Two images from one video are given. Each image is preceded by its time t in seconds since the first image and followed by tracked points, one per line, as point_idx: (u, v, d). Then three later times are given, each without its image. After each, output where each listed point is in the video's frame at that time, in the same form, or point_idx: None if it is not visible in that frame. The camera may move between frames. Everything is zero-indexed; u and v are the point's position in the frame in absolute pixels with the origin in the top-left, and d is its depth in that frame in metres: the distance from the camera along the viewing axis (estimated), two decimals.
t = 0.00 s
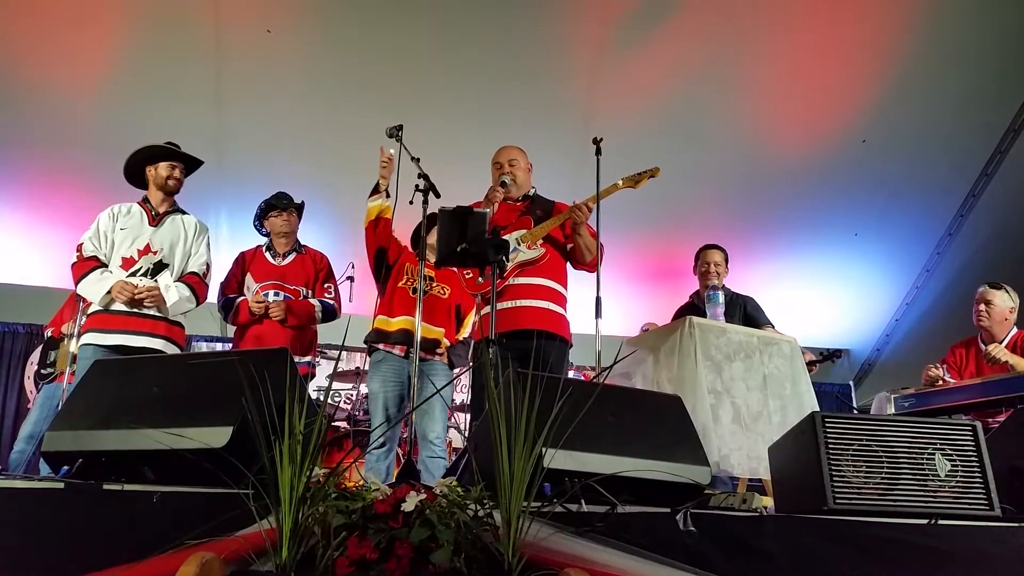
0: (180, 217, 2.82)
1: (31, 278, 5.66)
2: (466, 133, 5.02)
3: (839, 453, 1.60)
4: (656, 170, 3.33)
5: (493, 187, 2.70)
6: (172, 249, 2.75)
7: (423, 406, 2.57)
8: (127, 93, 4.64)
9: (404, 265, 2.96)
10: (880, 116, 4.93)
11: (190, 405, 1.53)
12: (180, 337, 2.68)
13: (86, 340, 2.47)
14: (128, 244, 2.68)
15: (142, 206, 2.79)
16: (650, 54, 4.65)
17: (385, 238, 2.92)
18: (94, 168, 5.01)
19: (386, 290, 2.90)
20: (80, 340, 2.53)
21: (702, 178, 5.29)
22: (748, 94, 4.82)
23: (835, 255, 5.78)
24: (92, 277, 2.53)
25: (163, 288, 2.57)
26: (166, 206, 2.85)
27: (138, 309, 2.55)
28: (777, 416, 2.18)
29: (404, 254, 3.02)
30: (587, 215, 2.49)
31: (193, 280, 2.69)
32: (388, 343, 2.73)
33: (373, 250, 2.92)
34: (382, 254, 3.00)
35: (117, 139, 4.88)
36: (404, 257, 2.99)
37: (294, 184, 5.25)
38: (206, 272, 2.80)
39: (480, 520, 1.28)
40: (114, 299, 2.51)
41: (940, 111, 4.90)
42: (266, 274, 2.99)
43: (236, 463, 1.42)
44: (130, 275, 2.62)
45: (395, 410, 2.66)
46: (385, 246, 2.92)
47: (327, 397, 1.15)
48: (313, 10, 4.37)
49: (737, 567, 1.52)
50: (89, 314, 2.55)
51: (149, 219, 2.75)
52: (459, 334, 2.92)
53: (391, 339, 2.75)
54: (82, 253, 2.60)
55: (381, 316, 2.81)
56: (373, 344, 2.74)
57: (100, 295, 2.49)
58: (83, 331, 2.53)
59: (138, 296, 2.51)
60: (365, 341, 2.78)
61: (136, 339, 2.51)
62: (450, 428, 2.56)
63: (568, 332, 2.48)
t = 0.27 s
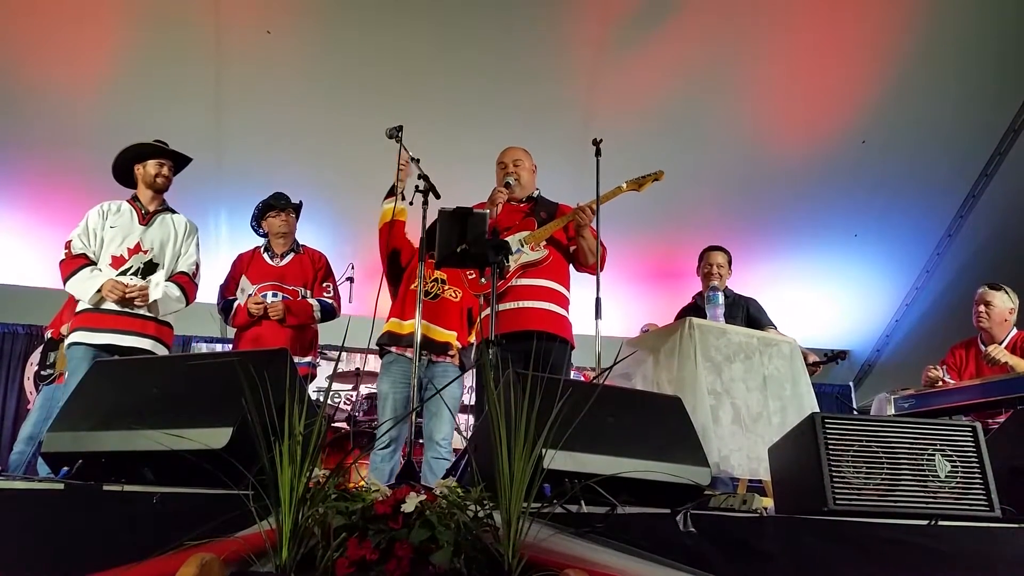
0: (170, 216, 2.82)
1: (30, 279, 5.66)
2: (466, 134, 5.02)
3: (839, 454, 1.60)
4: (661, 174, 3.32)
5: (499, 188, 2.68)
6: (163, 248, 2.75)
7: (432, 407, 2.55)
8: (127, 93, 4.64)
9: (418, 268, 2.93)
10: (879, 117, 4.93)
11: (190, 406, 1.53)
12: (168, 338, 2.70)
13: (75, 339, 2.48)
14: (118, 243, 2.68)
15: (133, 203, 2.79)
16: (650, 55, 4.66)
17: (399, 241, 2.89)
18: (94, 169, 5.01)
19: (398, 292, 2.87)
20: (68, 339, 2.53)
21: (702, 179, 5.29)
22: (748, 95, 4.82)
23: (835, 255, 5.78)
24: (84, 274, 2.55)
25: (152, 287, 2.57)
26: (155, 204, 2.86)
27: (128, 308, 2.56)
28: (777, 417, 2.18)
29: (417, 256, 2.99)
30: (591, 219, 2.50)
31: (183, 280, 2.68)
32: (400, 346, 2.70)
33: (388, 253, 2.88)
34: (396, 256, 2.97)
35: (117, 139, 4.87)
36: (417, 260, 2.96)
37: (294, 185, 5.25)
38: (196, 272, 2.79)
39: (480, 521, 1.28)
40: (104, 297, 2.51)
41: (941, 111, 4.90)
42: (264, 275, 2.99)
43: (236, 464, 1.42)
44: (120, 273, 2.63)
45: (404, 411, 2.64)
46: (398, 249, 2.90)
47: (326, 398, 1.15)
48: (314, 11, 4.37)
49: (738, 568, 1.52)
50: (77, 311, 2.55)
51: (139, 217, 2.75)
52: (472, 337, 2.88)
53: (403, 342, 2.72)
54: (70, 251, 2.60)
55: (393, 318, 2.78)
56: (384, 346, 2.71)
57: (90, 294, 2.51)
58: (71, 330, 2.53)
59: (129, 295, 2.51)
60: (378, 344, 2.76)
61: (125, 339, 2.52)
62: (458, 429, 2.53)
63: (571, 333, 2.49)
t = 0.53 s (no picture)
0: (161, 216, 2.83)
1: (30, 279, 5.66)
2: (466, 134, 5.02)
3: (839, 454, 1.60)
4: (665, 177, 3.33)
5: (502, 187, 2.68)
6: (153, 248, 2.76)
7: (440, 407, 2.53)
8: (126, 94, 4.64)
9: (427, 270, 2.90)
10: (879, 117, 4.93)
11: (190, 406, 1.53)
12: (159, 338, 2.71)
13: (65, 339, 2.48)
14: (109, 242, 2.68)
15: (123, 202, 2.78)
16: (650, 55, 4.66)
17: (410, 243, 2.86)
18: (94, 169, 5.01)
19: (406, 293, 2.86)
20: (56, 339, 2.53)
21: (703, 179, 5.29)
22: (748, 95, 4.82)
23: (836, 255, 5.78)
24: (74, 274, 2.54)
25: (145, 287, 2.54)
26: (146, 203, 2.86)
27: (121, 310, 2.57)
28: (778, 417, 2.18)
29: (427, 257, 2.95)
30: (594, 219, 2.55)
31: (174, 281, 2.70)
32: (409, 349, 2.68)
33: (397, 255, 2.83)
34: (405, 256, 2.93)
35: (117, 140, 4.88)
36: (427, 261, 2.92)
37: (294, 185, 5.24)
38: (186, 273, 2.81)
39: (480, 521, 1.28)
40: (96, 298, 2.51)
41: (941, 112, 4.90)
42: (264, 275, 2.99)
43: (236, 464, 1.42)
44: (112, 273, 2.63)
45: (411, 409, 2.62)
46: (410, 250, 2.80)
47: (326, 398, 1.15)
48: (314, 11, 4.37)
49: (738, 568, 1.52)
50: (66, 310, 2.55)
51: (130, 216, 2.74)
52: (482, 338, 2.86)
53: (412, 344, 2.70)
54: (61, 248, 2.59)
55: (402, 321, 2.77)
56: (395, 347, 2.70)
57: (82, 293, 2.50)
58: (60, 329, 2.53)
59: (121, 296, 2.51)
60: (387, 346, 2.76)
61: (116, 340, 2.53)
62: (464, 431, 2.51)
63: (572, 334, 2.49)
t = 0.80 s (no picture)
0: (155, 216, 2.82)
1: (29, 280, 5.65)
2: (466, 134, 5.02)
3: (839, 454, 1.60)
4: (664, 180, 3.34)
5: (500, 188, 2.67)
6: (147, 248, 2.76)
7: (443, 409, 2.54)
8: (127, 94, 4.64)
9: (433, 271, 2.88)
10: (879, 117, 4.94)
11: (190, 406, 1.53)
12: (152, 339, 2.71)
13: (60, 339, 2.48)
14: (103, 242, 2.68)
15: (116, 202, 2.78)
16: (650, 55, 4.66)
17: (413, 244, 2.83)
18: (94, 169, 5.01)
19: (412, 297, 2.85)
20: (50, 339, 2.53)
21: (703, 179, 5.29)
22: (747, 95, 4.82)
23: (836, 256, 5.77)
24: (69, 274, 2.54)
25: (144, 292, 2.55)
26: (139, 203, 2.85)
27: (116, 311, 2.57)
28: (778, 417, 2.18)
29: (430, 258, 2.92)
30: (593, 221, 2.57)
31: (167, 282, 2.68)
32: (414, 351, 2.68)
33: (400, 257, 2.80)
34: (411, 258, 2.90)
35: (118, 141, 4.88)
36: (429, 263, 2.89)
37: (294, 185, 5.24)
38: (179, 274, 2.79)
39: (480, 521, 1.28)
40: (91, 299, 2.52)
41: (941, 112, 4.91)
42: (264, 275, 2.99)
43: (237, 465, 1.42)
44: (106, 274, 2.63)
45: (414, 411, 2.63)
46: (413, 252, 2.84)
47: (327, 399, 1.15)
48: (314, 12, 4.38)
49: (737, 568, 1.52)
50: (60, 310, 2.54)
51: (124, 217, 2.74)
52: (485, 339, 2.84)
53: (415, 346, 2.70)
54: (54, 248, 2.58)
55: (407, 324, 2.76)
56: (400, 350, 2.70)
57: (77, 293, 2.51)
58: (54, 329, 2.52)
59: (117, 297, 2.51)
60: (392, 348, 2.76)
61: (112, 341, 2.53)
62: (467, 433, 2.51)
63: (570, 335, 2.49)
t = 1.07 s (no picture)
0: (154, 215, 2.82)
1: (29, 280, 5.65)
2: (466, 134, 5.02)
3: (839, 454, 1.60)
4: (663, 182, 3.35)
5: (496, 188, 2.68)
6: (147, 248, 2.76)
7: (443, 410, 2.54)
8: (127, 94, 4.65)
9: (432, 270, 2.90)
10: (880, 117, 4.93)
11: (190, 406, 1.53)
12: (153, 338, 2.71)
13: (62, 340, 2.48)
14: (103, 242, 2.68)
15: (115, 201, 2.78)
16: (650, 56, 4.66)
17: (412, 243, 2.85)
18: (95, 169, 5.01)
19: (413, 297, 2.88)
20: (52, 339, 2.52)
21: (703, 179, 5.29)
22: (747, 95, 4.82)
23: (837, 255, 5.77)
24: (69, 274, 2.55)
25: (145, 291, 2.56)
26: (138, 202, 2.85)
27: (117, 311, 2.57)
28: (779, 417, 2.19)
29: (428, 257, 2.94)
30: (591, 224, 2.55)
31: (168, 281, 2.69)
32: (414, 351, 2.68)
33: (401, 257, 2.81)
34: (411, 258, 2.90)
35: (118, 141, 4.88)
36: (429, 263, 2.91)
37: (295, 185, 5.24)
38: (179, 273, 2.79)
39: (480, 521, 1.28)
40: (92, 299, 2.52)
41: (941, 112, 4.90)
42: (262, 273, 2.98)
43: (237, 465, 1.42)
44: (106, 274, 2.63)
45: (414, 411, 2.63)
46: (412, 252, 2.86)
47: (327, 399, 1.15)
48: (314, 12, 4.38)
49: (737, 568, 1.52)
50: (61, 311, 2.55)
51: (123, 216, 2.75)
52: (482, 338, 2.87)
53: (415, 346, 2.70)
54: (54, 249, 2.59)
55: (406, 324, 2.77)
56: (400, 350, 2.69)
57: (77, 294, 2.52)
58: (56, 329, 2.52)
59: (117, 297, 2.52)
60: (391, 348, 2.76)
61: (113, 341, 2.53)
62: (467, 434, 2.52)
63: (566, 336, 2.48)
